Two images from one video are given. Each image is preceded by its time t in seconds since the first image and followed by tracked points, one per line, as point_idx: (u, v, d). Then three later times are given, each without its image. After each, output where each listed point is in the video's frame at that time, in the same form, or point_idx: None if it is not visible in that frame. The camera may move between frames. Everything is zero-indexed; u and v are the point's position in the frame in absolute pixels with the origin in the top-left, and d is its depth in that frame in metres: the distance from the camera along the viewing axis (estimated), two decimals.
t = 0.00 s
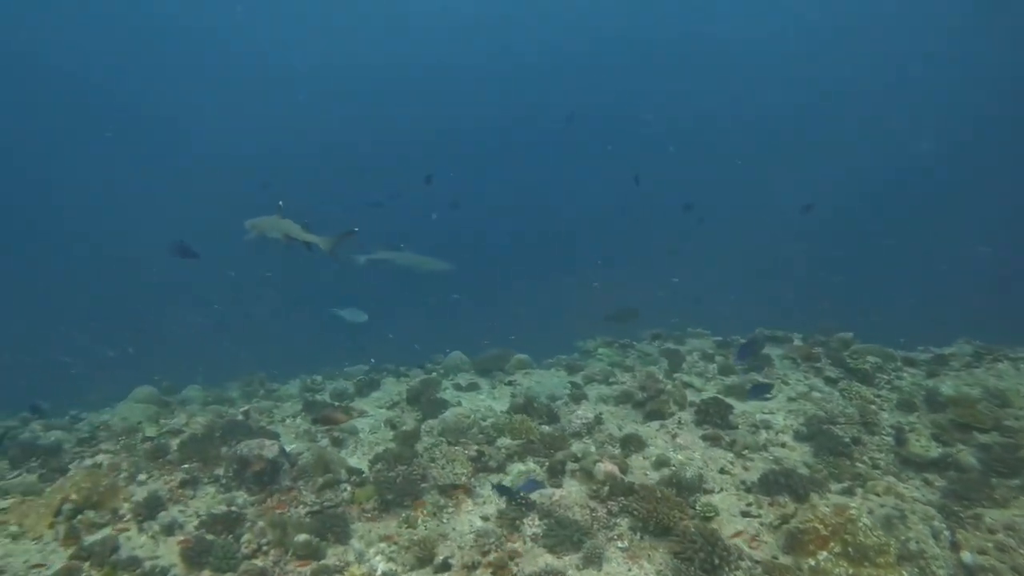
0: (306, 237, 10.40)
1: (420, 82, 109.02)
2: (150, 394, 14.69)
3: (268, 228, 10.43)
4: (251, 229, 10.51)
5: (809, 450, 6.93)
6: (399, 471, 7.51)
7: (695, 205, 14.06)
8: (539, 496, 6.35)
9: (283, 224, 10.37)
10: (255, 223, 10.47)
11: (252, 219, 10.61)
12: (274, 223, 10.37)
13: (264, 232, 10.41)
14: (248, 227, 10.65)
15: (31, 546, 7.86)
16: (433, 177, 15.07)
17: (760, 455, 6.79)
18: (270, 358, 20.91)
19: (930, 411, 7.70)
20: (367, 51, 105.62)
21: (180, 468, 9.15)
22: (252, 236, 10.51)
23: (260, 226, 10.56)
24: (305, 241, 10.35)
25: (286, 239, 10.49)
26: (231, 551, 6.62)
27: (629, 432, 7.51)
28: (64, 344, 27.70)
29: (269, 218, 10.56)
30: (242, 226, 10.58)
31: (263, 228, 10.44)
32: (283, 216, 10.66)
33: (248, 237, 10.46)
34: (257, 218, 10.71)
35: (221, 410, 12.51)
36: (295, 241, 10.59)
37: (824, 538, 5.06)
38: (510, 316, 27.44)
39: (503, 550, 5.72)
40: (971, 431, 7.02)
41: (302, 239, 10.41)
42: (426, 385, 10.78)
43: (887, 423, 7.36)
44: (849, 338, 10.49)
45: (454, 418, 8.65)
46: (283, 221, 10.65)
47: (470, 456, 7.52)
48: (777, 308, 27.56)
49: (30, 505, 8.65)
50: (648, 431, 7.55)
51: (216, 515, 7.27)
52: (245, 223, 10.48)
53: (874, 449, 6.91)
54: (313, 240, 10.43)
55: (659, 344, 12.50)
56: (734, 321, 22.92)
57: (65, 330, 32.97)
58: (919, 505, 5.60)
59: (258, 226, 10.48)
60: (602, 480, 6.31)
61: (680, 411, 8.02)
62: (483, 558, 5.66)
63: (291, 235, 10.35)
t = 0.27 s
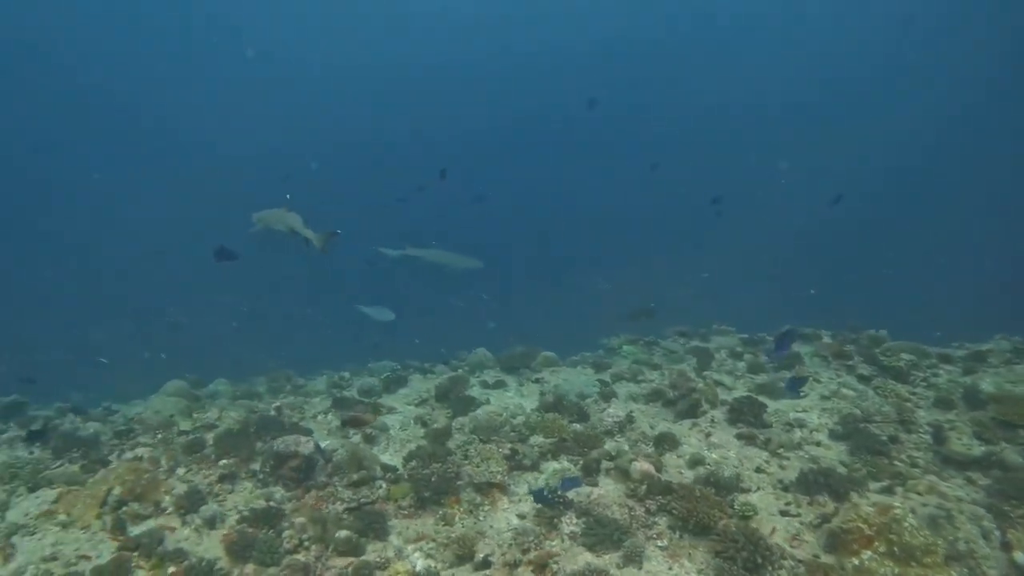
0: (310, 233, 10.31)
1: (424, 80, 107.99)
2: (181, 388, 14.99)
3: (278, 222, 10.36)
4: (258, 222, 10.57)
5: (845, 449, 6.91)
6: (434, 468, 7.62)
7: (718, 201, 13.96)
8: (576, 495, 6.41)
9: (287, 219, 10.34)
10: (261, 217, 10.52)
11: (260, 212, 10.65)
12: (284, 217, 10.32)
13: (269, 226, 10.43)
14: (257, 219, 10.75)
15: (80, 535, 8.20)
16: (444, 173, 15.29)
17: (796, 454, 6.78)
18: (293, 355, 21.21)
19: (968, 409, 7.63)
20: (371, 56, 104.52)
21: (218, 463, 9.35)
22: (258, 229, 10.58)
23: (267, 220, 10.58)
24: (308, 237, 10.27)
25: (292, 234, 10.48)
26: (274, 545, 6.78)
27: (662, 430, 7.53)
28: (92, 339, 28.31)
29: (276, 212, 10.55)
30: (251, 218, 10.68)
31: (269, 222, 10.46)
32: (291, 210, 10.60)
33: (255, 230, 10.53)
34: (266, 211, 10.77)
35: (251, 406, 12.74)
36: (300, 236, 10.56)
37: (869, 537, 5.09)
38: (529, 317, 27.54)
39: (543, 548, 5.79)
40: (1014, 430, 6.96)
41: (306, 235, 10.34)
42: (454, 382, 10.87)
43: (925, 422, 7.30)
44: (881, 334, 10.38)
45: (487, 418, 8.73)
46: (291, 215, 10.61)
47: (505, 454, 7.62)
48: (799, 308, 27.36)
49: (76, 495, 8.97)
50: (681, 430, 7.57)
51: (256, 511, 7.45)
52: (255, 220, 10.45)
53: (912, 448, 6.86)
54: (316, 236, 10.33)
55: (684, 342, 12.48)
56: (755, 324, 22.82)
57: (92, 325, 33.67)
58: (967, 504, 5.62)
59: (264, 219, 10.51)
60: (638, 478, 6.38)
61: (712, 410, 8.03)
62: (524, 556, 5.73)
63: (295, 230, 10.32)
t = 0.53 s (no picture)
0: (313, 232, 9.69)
1: (426, 82, 105.75)
2: (205, 391, 15.24)
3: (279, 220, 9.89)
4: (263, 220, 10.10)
5: (872, 455, 6.94)
6: (462, 472, 7.73)
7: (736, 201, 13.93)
8: (606, 500, 6.51)
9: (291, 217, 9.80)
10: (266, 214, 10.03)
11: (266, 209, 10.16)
12: (285, 213, 9.82)
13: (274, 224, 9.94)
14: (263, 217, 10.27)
15: (117, 537, 8.42)
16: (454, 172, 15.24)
17: (824, 460, 6.83)
18: (311, 356, 21.45)
19: (997, 416, 7.65)
20: (371, 57, 101.49)
21: (249, 467, 9.53)
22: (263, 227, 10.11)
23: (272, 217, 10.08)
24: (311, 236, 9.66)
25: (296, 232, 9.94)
26: (309, 549, 6.93)
27: (688, 436, 7.59)
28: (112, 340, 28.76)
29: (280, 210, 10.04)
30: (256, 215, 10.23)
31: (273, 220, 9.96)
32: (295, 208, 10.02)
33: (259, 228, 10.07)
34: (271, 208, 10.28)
35: (276, 409, 12.93)
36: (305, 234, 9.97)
37: (903, 545, 5.11)
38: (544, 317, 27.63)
39: (575, 552, 5.89)
40: None
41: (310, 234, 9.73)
42: (477, 385, 10.98)
43: (953, 428, 7.33)
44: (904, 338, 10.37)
45: (513, 422, 8.83)
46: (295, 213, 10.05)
47: (533, 458, 7.74)
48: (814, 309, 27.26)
49: (111, 497, 9.18)
50: (707, 435, 7.64)
51: (289, 514, 7.62)
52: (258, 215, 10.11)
53: (941, 454, 6.89)
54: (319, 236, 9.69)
55: (704, 345, 12.50)
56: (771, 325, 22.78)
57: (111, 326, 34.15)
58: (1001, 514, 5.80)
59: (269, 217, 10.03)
60: (668, 484, 6.47)
61: (737, 415, 8.08)
62: (557, 562, 5.82)
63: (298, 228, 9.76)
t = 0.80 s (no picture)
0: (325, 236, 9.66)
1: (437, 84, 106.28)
2: (228, 395, 15.52)
3: (287, 218, 9.86)
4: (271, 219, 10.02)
5: (897, 464, 7.02)
6: (489, 476, 7.86)
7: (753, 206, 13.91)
8: (633, 505, 6.64)
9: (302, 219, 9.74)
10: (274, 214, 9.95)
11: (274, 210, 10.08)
12: (294, 212, 9.78)
13: (283, 223, 9.85)
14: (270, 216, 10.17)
15: (152, 540, 8.66)
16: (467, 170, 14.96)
17: (849, 468, 6.91)
18: (329, 360, 21.71)
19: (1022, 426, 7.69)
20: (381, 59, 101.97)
21: (278, 471, 9.74)
22: (272, 226, 10.00)
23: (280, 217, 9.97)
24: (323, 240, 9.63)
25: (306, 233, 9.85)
26: (342, 553, 7.12)
27: (711, 442, 7.68)
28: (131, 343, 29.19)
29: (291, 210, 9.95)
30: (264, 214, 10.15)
31: (283, 219, 9.88)
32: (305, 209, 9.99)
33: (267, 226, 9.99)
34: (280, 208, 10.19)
35: (299, 414, 13.16)
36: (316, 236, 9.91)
37: (933, 555, 5.43)
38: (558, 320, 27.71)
39: (605, 558, 6.00)
40: None
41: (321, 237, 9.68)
42: (499, 391, 11.11)
43: (979, 439, 7.39)
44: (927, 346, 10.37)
45: (537, 428, 8.95)
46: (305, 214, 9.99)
47: (559, 464, 7.87)
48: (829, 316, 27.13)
49: (145, 501, 9.43)
50: (730, 442, 7.74)
51: (321, 519, 7.81)
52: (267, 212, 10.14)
53: (966, 464, 6.97)
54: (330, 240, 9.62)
55: (723, 352, 12.51)
56: (786, 330, 22.69)
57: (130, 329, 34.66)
58: None
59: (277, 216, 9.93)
60: (695, 490, 6.61)
61: (761, 422, 8.16)
62: (587, 567, 5.93)
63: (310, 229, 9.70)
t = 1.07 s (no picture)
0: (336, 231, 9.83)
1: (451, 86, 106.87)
2: (253, 397, 15.87)
3: (298, 217, 10.09)
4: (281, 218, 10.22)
5: (923, 471, 7.06)
6: (515, 478, 8.01)
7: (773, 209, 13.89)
8: (659, 509, 6.76)
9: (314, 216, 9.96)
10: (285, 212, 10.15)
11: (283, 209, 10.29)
12: (304, 210, 9.99)
13: (293, 220, 10.04)
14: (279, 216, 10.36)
15: (187, 538, 8.96)
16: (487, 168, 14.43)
17: (874, 474, 6.97)
18: (349, 361, 22.02)
19: None
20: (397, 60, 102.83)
21: (306, 472, 9.98)
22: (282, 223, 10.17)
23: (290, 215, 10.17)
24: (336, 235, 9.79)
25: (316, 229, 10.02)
26: (372, 552, 7.33)
27: (735, 447, 7.78)
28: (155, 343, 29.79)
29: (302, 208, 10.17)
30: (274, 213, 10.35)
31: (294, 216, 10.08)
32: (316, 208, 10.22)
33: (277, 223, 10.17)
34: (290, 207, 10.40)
35: (324, 415, 13.43)
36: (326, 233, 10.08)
37: (964, 563, 5.53)
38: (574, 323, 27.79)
39: (632, 560, 6.14)
40: None
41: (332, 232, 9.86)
42: (521, 394, 11.26)
43: (1007, 447, 7.40)
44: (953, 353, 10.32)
45: (561, 431, 9.08)
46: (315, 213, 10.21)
47: (584, 466, 8.02)
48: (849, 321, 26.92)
49: (179, 500, 9.74)
50: (753, 446, 7.83)
51: (351, 518, 8.03)
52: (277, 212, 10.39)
53: (994, 472, 6.99)
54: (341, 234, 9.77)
55: (743, 356, 12.54)
56: (805, 333, 22.57)
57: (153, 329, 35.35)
58: None
59: (288, 214, 10.13)
60: (719, 494, 6.73)
61: (784, 427, 8.22)
62: (615, 569, 6.05)
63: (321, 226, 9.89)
